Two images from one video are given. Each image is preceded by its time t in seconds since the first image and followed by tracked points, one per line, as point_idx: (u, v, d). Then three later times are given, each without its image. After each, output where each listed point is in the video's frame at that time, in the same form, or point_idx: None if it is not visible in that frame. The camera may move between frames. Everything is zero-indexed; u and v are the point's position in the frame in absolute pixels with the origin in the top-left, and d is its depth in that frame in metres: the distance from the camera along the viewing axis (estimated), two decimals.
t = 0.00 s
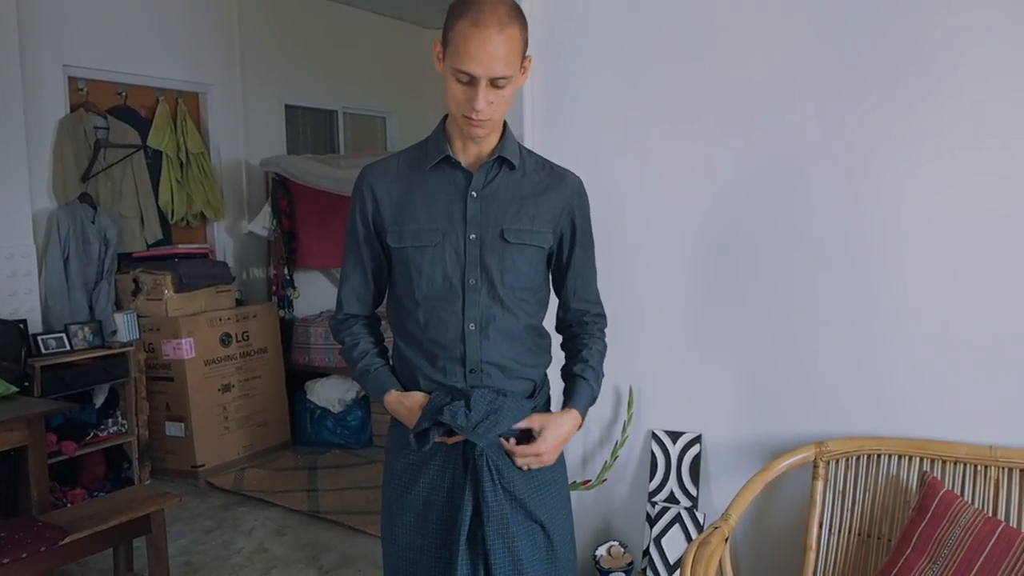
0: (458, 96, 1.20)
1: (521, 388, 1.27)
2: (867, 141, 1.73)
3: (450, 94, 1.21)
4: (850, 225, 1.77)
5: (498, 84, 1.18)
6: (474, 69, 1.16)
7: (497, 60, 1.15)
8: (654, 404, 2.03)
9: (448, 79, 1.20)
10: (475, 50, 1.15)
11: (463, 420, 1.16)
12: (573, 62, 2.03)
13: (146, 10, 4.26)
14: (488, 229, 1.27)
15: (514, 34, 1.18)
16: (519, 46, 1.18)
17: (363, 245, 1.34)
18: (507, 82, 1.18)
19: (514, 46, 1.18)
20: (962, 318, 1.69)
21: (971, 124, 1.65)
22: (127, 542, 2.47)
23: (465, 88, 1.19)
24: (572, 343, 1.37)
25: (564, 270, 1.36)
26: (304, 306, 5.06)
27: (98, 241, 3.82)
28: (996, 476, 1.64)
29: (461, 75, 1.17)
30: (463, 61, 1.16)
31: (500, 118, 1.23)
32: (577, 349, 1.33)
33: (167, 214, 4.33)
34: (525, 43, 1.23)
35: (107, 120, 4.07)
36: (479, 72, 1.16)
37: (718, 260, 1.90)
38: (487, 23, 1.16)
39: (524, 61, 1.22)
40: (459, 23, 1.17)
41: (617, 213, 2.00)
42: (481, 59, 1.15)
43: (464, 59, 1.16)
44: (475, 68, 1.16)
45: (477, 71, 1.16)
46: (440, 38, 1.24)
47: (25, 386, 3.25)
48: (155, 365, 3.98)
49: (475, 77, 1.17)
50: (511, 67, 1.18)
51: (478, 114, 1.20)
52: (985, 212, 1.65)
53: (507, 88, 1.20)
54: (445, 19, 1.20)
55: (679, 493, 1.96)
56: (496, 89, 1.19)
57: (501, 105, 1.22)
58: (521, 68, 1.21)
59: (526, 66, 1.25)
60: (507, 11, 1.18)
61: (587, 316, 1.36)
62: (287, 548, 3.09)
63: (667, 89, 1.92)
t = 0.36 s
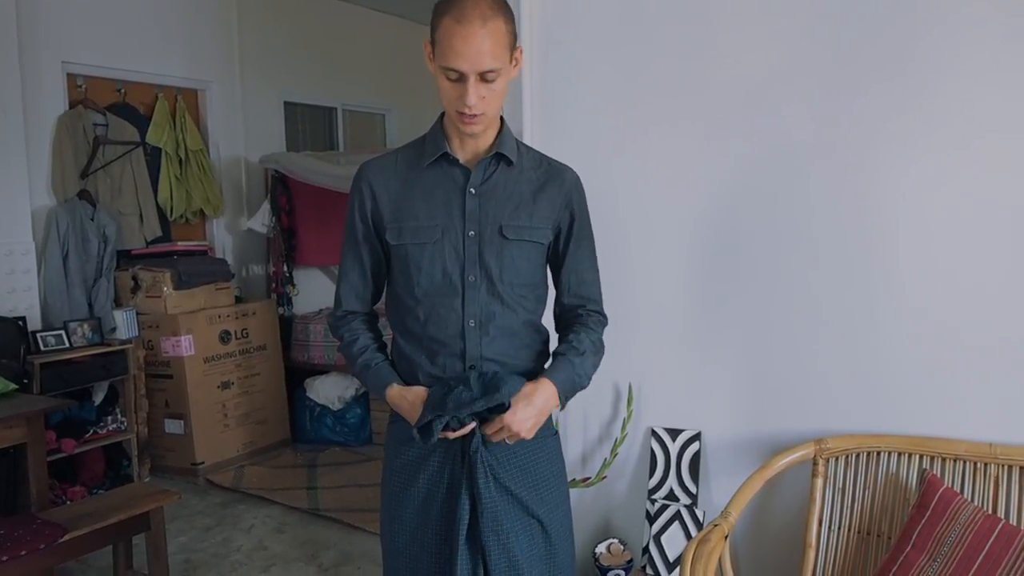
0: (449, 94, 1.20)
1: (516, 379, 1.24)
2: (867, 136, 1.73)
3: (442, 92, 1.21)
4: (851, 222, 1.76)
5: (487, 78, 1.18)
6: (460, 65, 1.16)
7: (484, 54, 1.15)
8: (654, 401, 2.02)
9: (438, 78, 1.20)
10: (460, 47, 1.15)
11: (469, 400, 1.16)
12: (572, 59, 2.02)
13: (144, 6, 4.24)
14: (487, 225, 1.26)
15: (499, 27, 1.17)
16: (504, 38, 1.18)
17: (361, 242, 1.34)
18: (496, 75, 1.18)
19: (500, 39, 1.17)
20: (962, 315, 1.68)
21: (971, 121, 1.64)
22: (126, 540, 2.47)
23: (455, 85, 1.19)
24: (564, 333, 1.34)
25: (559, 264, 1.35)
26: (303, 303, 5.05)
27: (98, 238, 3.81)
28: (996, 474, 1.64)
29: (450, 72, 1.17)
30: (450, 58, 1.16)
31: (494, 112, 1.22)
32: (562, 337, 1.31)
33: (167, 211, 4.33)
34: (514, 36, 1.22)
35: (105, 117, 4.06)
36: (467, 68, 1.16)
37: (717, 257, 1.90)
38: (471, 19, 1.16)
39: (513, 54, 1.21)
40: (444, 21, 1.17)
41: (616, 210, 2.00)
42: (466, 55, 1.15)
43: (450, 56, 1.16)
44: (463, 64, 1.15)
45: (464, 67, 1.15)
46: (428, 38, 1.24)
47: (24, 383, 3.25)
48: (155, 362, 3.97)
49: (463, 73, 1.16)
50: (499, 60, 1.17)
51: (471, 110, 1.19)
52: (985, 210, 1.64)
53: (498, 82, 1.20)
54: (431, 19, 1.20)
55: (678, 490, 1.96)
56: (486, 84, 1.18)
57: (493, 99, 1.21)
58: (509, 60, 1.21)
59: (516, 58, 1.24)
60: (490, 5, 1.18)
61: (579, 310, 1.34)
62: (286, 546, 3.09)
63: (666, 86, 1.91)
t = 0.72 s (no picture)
0: (441, 89, 1.20)
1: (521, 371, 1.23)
2: (867, 133, 1.72)
3: (434, 88, 1.21)
4: (852, 219, 1.76)
5: (478, 71, 1.17)
6: (450, 60, 1.15)
7: (472, 48, 1.15)
8: (655, 399, 2.02)
9: (429, 74, 1.20)
10: (448, 41, 1.15)
11: (472, 385, 1.16)
12: (573, 56, 2.01)
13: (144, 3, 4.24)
14: (484, 221, 1.26)
15: (486, 19, 1.17)
16: (492, 30, 1.17)
17: (361, 240, 1.33)
18: (486, 68, 1.17)
19: (488, 32, 1.17)
20: (965, 312, 1.68)
21: (972, 119, 1.64)
22: (127, 537, 2.47)
23: (445, 81, 1.18)
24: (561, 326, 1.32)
25: (559, 259, 1.33)
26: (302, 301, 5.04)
27: (98, 236, 3.81)
28: (997, 471, 1.63)
29: (440, 67, 1.17)
30: (439, 53, 1.16)
31: (487, 105, 1.22)
32: (553, 331, 1.28)
33: (167, 208, 4.32)
34: (503, 28, 1.22)
35: (105, 114, 4.05)
36: (455, 62, 1.15)
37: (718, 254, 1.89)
38: (457, 13, 1.15)
39: (502, 46, 1.20)
40: (432, 17, 1.17)
41: (617, 207, 1.99)
42: (455, 49, 1.15)
43: (439, 51, 1.16)
44: (451, 58, 1.15)
45: (453, 61, 1.15)
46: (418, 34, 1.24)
47: (25, 381, 3.24)
48: (155, 360, 3.97)
49: (453, 68, 1.16)
50: (488, 53, 1.16)
51: (463, 104, 1.19)
52: (987, 207, 1.64)
53: (488, 75, 1.19)
54: (419, 16, 1.20)
55: (679, 488, 1.96)
56: (476, 77, 1.18)
57: (485, 92, 1.20)
58: (500, 52, 1.20)
59: (506, 50, 1.23)
60: None
61: (577, 305, 1.31)
62: (287, 543, 3.09)
63: (666, 83, 1.91)
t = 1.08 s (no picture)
0: (435, 86, 1.19)
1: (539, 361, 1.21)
2: (869, 132, 1.72)
3: (429, 86, 1.20)
4: (854, 218, 1.75)
5: (472, 66, 1.16)
6: (443, 56, 1.14)
7: (465, 43, 1.14)
8: (656, 398, 2.02)
9: (423, 72, 1.19)
10: (441, 37, 1.14)
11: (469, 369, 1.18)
12: (574, 55, 2.01)
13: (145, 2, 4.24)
14: (483, 218, 1.26)
15: (478, 15, 1.16)
16: (484, 25, 1.16)
17: (359, 240, 1.33)
18: (480, 63, 1.16)
19: (479, 26, 1.16)
20: (967, 311, 1.67)
21: (976, 117, 1.63)
22: (127, 536, 2.47)
23: (440, 77, 1.18)
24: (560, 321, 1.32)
25: (559, 255, 1.34)
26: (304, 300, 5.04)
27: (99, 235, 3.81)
28: (1000, 470, 1.63)
29: (434, 64, 1.16)
30: (432, 50, 1.15)
31: (482, 101, 1.21)
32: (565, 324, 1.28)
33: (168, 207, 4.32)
34: (495, 22, 1.21)
35: (106, 113, 4.05)
36: (449, 57, 1.14)
37: (719, 253, 1.89)
38: (448, 9, 1.15)
39: (495, 40, 1.20)
40: (423, 14, 1.16)
41: (618, 206, 1.99)
42: (447, 45, 1.14)
43: (432, 48, 1.15)
44: (444, 54, 1.14)
45: (446, 57, 1.14)
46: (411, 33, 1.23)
47: (26, 379, 3.25)
48: (156, 359, 3.98)
49: (447, 64, 1.15)
50: (482, 47, 1.16)
51: (458, 100, 1.18)
52: (990, 206, 1.63)
53: (483, 69, 1.18)
54: (411, 14, 1.20)
55: (681, 487, 1.96)
56: (471, 72, 1.17)
57: (480, 88, 1.20)
58: (493, 47, 1.19)
59: (499, 45, 1.22)
60: None
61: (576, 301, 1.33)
62: (288, 541, 3.09)
63: (668, 82, 1.90)
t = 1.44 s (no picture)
0: (433, 84, 1.19)
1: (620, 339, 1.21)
2: (872, 134, 1.71)
3: (427, 83, 1.20)
4: (858, 218, 1.74)
5: (470, 62, 1.16)
6: (440, 53, 1.14)
7: (463, 40, 1.14)
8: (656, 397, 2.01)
9: (421, 69, 1.19)
10: (438, 34, 1.14)
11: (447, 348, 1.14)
12: (577, 55, 2.00)
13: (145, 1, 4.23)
14: (483, 216, 1.26)
15: (475, 11, 1.16)
16: (482, 22, 1.16)
17: (358, 242, 1.32)
18: (478, 59, 1.16)
19: (477, 23, 1.16)
20: (968, 311, 1.67)
21: (983, 118, 1.62)
22: (127, 535, 2.47)
23: (438, 75, 1.17)
24: (579, 323, 1.30)
25: (560, 255, 1.34)
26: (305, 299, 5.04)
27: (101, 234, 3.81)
28: (1002, 470, 1.62)
29: (432, 61, 1.16)
30: (430, 47, 1.15)
31: (480, 98, 1.21)
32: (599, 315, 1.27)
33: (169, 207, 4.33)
34: (493, 19, 1.21)
35: (107, 111, 4.05)
36: (447, 54, 1.14)
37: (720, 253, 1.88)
38: (446, 5, 1.14)
39: (493, 37, 1.19)
40: (421, 11, 1.16)
41: (619, 205, 1.98)
42: (445, 42, 1.13)
43: (430, 45, 1.14)
44: (442, 51, 1.14)
45: (444, 54, 1.14)
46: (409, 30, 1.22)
47: (27, 378, 3.25)
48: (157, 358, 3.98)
49: (445, 62, 1.15)
50: (480, 44, 1.15)
51: (456, 97, 1.18)
52: (992, 206, 1.63)
53: (481, 66, 1.18)
54: (408, 12, 1.19)
55: (683, 486, 1.98)
56: (469, 69, 1.17)
57: (478, 85, 1.19)
58: (491, 44, 1.19)
59: (497, 42, 1.22)
60: None
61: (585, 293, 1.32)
62: (288, 541, 3.09)
63: (672, 82, 1.89)
